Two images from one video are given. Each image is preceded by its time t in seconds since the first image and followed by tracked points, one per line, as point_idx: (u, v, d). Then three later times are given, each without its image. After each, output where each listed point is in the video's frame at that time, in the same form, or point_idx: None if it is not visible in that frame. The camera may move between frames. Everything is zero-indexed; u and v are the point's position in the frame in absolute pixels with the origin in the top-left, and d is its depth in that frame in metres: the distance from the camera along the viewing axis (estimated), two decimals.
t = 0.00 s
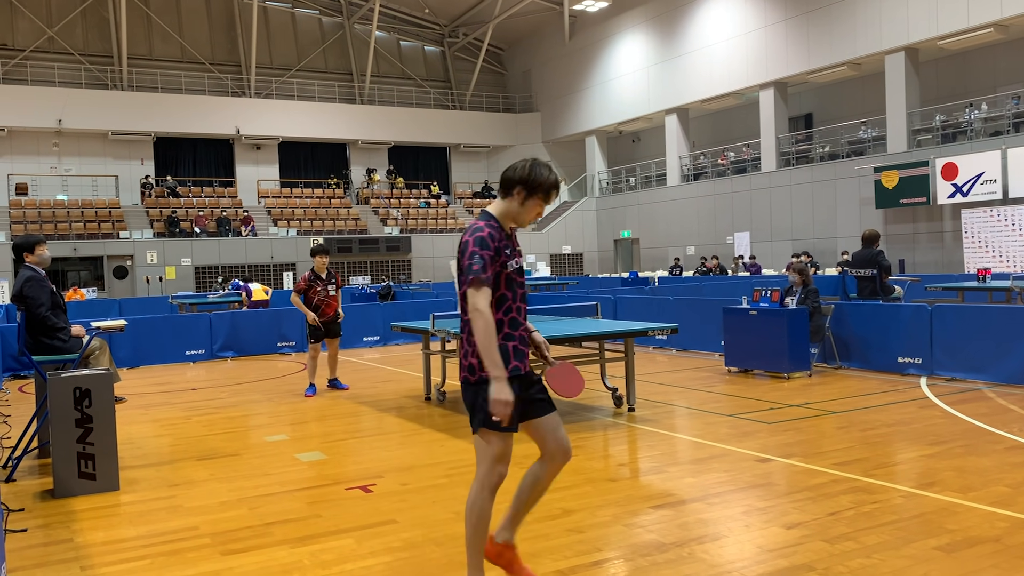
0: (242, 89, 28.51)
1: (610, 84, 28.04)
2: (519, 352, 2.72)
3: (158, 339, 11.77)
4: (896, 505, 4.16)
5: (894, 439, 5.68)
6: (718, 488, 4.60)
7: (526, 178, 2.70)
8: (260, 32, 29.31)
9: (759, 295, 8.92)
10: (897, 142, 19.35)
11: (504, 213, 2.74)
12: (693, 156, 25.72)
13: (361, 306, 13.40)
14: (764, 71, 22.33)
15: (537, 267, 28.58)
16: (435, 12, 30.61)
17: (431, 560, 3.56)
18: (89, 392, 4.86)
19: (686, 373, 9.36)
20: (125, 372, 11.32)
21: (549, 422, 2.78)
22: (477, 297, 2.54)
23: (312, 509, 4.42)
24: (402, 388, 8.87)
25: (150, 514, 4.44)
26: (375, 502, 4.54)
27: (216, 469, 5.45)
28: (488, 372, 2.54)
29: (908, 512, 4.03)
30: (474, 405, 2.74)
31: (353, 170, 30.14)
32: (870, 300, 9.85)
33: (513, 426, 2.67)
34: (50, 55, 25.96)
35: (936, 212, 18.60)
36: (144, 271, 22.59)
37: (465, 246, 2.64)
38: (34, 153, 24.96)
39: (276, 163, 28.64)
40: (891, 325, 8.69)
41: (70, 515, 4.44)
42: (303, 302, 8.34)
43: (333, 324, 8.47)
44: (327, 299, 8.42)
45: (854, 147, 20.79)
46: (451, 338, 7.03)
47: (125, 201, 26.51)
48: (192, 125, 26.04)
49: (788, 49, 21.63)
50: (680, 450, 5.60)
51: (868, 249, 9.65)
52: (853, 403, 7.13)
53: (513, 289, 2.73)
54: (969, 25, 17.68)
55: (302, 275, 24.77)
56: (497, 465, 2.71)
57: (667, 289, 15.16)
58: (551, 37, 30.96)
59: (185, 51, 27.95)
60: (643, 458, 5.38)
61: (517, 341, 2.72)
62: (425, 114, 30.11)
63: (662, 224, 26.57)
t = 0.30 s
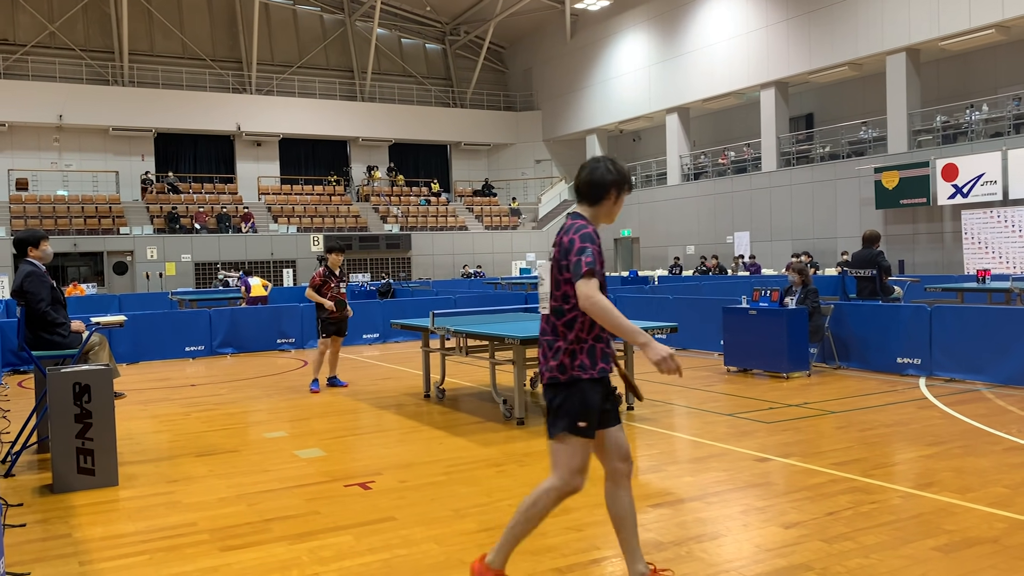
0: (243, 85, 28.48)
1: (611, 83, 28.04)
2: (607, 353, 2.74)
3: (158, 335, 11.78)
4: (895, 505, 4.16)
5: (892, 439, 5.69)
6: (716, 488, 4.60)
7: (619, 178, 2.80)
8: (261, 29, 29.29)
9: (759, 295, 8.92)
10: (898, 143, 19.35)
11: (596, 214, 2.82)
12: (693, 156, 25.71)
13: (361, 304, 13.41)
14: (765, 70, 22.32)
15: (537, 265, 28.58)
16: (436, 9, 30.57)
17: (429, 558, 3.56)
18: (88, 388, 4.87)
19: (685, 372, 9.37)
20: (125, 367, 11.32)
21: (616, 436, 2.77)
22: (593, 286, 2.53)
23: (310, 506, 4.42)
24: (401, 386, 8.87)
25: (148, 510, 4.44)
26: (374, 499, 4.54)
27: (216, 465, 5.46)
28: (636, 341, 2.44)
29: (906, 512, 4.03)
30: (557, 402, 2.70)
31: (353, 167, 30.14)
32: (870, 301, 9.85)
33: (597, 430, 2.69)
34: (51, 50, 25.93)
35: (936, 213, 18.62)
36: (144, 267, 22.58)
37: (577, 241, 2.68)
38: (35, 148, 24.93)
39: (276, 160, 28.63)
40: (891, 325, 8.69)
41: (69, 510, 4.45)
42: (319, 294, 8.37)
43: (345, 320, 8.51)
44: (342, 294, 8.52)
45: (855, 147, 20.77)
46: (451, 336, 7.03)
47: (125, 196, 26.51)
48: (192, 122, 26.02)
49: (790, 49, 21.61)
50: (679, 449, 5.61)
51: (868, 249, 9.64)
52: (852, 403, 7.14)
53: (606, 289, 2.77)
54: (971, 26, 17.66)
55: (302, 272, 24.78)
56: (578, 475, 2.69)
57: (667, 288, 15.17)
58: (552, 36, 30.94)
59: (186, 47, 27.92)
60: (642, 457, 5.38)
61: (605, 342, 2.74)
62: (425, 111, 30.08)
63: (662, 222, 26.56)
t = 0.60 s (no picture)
0: (245, 81, 28.46)
1: (614, 82, 28.01)
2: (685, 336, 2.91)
3: (158, 330, 11.78)
4: (894, 506, 4.16)
5: (891, 440, 5.69)
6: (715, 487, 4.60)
7: (683, 167, 2.96)
8: (264, 24, 29.28)
9: (760, 295, 8.91)
10: (901, 144, 19.31)
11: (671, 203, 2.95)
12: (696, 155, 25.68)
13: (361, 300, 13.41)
14: (767, 70, 22.30)
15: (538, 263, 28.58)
16: (440, 6, 30.55)
17: (428, 554, 3.57)
18: (89, 381, 4.87)
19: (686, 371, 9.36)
20: (125, 362, 11.33)
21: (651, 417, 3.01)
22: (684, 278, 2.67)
23: (309, 502, 4.42)
24: (401, 382, 8.87)
25: (147, 504, 4.45)
26: (373, 495, 4.54)
27: (215, 460, 5.47)
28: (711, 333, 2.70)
29: (905, 513, 4.03)
30: (672, 389, 2.79)
31: (355, 163, 30.14)
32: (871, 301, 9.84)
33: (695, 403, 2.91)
34: (54, 44, 25.92)
35: (938, 214, 18.60)
36: (145, 262, 22.58)
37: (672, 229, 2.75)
38: (37, 142, 24.93)
39: (278, 155, 28.62)
40: (891, 326, 8.69)
41: (69, 504, 4.45)
42: (330, 288, 8.40)
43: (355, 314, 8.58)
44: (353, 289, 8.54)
45: (857, 147, 20.74)
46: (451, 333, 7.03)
47: (127, 191, 26.50)
48: (194, 117, 26.01)
49: (793, 48, 21.58)
50: (679, 448, 5.60)
51: (870, 249, 9.62)
52: (853, 404, 7.14)
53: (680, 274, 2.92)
54: (974, 26, 17.63)
55: (303, 268, 24.79)
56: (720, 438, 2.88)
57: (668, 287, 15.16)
58: (555, 33, 30.91)
59: (189, 42, 27.90)
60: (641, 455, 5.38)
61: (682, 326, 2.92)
62: (428, 108, 30.07)
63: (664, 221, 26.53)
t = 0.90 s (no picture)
0: (249, 76, 28.46)
1: (618, 78, 27.96)
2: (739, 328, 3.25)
3: (161, 325, 11.79)
4: (896, 504, 4.16)
5: (893, 438, 5.68)
6: (716, 484, 4.61)
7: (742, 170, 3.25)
8: (268, 20, 29.28)
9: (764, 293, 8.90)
10: (905, 142, 19.24)
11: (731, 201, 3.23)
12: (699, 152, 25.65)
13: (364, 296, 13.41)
14: (772, 67, 22.24)
15: (541, 260, 28.56)
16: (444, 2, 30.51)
17: (428, 550, 3.57)
18: (91, 375, 4.88)
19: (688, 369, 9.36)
20: (128, 356, 11.34)
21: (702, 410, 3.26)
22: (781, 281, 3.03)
23: (311, 497, 4.43)
24: (404, 378, 8.88)
25: (149, 498, 4.46)
26: (374, 491, 4.55)
27: (217, 454, 5.48)
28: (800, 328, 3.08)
29: (906, 511, 4.03)
30: (751, 384, 3.10)
31: (358, 159, 30.13)
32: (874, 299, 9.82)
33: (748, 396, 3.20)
34: (58, 38, 25.94)
35: (942, 212, 18.56)
36: (148, 257, 22.61)
37: (765, 233, 3.07)
38: (41, 137, 24.98)
39: (282, 151, 28.65)
40: (894, 324, 8.68)
41: (71, 498, 4.46)
42: (343, 287, 8.37)
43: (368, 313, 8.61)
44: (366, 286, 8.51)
45: (861, 145, 20.68)
46: (453, 329, 7.02)
47: (130, 186, 26.54)
48: (198, 112, 26.02)
49: (798, 45, 21.52)
50: (681, 445, 5.60)
51: (873, 248, 9.61)
52: (855, 402, 7.14)
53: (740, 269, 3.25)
54: (980, 25, 17.57)
55: (306, 264, 24.82)
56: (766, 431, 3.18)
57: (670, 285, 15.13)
58: (559, 30, 30.86)
59: (193, 37, 27.89)
60: (642, 452, 5.38)
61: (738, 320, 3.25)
62: (431, 104, 30.04)
63: (667, 218, 26.46)
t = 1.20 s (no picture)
0: (254, 73, 28.51)
1: (622, 75, 27.90)
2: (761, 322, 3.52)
3: (166, 322, 11.83)
4: (899, 502, 4.15)
5: (898, 436, 5.67)
6: (720, 482, 4.60)
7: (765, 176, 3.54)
8: (273, 17, 29.30)
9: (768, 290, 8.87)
10: (911, 139, 19.16)
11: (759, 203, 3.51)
12: (705, 149, 25.59)
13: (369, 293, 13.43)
14: (777, 64, 22.18)
15: (545, 257, 28.55)
16: None
17: (431, 547, 3.58)
18: (96, 372, 4.90)
19: (692, 366, 9.35)
20: (134, 353, 11.39)
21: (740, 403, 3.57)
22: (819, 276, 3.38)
23: (314, 494, 4.45)
24: (408, 375, 8.90)
25: (154, 494, 4.48)
26: (378, 488, 4.56)
27: (222, 451, 5.50)
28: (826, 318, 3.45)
29: (910, 509, 4.02)
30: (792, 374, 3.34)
31: (363, 156, 30.14)
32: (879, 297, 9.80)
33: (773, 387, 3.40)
34: (64, 35, 26.00)
35: (947, 209, 18.50)
36: (153, 254, 22.66)
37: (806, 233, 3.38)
38: (47, 134, 25.06)
39: (287, 148, 28.68)
40: (899, 321, 8.66)
41: (76, 494, 4.49)
42: (355, 283, 8.40)
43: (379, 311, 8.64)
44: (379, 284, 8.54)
45: (866, 143, 20.60)
46: (457, 326, 7.02)
47: (136, 183, 26.62)
48: (203, 110, 26.07)
49: (803, 42, 21.44)
50: (684, 443, 5.60)
51: (878, 245, 9.58)
52: (859, 399, 7.12)
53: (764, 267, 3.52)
54: (986, 21, 17.47)
55: (311, 261, 24.86)
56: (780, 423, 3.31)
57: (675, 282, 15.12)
58: (564, 26, 30.81)
59: (198, 34, 27.92)
60: (646, 450, 5.38)
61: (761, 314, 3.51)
62: (435, 100, 30.01)
63: (672, 216, 26.42)
